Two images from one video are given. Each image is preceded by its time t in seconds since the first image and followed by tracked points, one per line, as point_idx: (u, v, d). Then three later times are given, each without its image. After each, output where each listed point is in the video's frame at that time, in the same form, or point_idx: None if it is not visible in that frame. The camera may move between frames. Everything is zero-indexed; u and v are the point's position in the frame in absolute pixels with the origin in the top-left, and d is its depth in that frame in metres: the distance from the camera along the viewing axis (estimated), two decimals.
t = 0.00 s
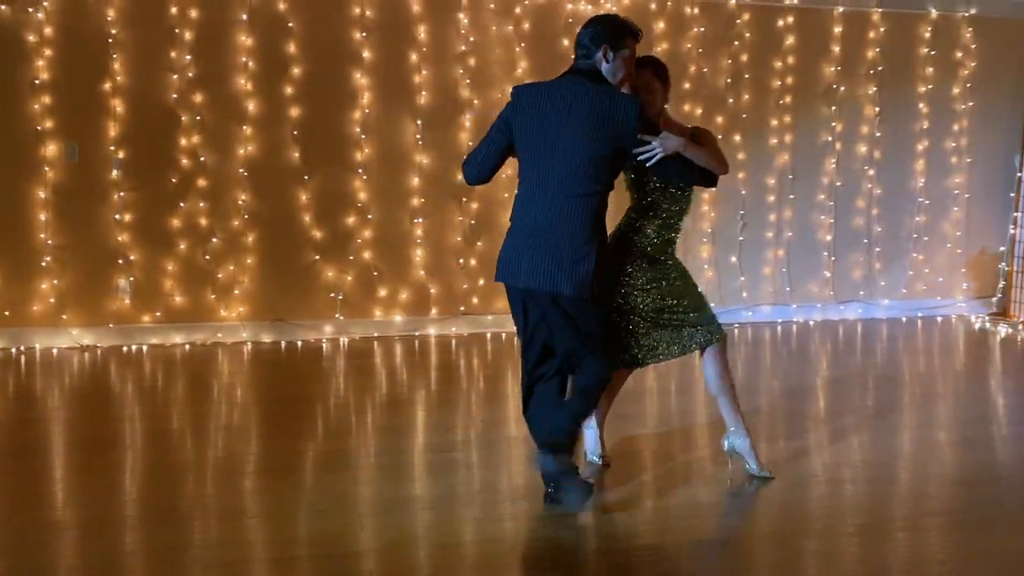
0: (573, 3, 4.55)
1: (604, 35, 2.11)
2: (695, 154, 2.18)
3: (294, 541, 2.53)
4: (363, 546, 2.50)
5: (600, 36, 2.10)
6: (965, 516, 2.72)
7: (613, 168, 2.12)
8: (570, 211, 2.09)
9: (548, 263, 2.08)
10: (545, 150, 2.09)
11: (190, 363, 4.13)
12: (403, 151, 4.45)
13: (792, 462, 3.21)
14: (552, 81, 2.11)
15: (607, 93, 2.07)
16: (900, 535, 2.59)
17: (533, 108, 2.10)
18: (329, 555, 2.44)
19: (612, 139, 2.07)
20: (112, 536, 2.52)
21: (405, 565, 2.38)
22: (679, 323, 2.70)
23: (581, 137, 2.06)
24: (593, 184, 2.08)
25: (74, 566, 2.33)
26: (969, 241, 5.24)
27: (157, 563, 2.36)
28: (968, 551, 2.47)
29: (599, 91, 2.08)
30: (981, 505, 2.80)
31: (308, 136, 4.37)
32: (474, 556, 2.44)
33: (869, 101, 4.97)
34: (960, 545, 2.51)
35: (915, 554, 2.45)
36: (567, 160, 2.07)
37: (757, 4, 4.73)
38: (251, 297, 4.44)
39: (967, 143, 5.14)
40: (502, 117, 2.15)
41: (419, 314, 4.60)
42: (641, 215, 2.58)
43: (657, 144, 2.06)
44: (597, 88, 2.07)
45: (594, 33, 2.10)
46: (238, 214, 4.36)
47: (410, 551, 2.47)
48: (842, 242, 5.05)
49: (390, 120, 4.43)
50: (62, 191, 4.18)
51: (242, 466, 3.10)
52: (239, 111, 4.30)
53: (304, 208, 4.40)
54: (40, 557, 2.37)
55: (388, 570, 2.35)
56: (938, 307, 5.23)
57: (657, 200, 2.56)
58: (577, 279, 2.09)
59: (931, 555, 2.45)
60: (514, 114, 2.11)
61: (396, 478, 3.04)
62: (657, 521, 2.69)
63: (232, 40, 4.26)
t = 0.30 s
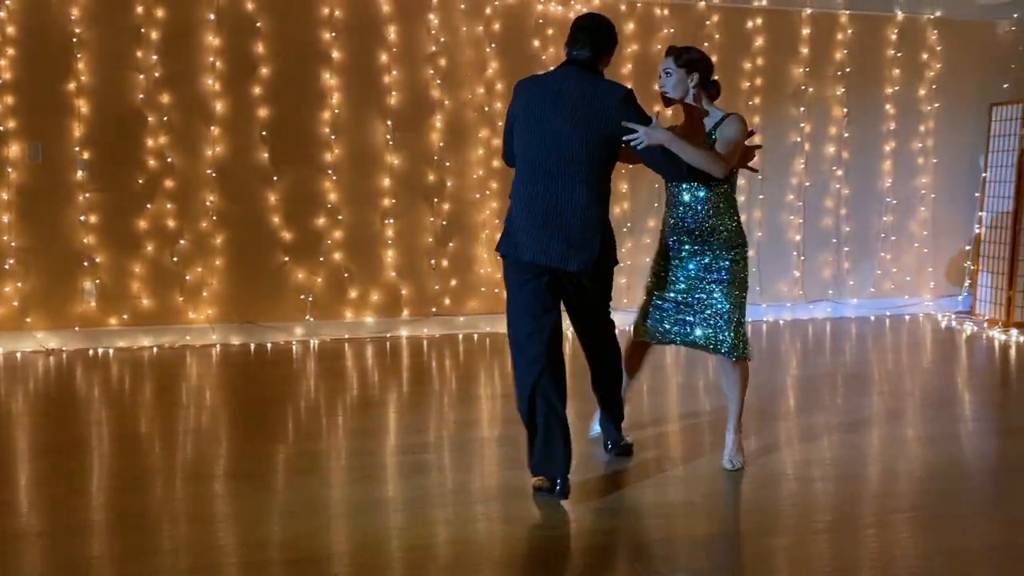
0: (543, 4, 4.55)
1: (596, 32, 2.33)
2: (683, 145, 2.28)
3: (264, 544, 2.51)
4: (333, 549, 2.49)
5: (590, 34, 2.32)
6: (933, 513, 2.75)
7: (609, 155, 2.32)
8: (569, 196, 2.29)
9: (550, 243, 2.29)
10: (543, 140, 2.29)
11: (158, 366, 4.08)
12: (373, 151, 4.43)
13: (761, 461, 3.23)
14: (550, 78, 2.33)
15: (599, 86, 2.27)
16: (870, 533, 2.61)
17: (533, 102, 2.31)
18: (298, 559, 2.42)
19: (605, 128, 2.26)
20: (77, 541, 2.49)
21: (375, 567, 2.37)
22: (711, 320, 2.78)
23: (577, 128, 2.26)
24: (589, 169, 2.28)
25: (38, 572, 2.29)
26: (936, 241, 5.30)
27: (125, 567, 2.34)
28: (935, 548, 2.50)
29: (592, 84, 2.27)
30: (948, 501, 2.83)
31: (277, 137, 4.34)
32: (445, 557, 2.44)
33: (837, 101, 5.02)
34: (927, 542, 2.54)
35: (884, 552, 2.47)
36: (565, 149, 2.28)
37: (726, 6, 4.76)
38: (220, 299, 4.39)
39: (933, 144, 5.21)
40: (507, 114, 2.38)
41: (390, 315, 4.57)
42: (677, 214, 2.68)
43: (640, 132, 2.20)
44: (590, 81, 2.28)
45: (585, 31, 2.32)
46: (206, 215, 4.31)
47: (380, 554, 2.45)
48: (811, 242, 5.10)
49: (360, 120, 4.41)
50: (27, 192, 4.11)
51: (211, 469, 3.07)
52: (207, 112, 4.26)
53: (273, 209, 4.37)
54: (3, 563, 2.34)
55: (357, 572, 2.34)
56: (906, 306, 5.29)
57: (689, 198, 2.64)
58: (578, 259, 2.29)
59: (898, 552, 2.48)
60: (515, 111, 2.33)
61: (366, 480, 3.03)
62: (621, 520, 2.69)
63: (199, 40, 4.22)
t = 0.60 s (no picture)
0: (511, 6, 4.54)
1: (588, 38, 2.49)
2: (650, 147, 2.37)
3: (232, 552, 2.48)
4: (300, 556, 2.46)
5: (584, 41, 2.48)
6: (898, 511, 2.78)
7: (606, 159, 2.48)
8: (569, 199, 2.48)
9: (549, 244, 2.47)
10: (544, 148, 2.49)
11: (122, 372, 4.03)
12: (340, 154, 4.40)
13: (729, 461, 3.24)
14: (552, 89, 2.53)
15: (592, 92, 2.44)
16: (837, 532, 2.63)
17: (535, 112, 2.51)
18: (265, 567, 2.39)
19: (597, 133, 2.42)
20: (37, 552, 2.44)
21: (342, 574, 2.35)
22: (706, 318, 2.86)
23: (575, 135, 2.44)
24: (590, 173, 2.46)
25: None
26: (900, 242, 5.37)
27: None
28: (901, 547, 2.52)
29: (584, 91, 2.45)
30: (913, 500, 2.87)
31: (242, 140, 4.29)
32: (414, 562, 2.43)
33: (803, 104, 5.07)
34: (893, 540, 2.57)
35: (851, 551, 2.49)
36: (565, 156, 2.46)
37: (692, 9, 4.79)
38: (185, 304, 4.34)
39: (897, 146, 5.28)
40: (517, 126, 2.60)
41: (358, 319, 4.54)
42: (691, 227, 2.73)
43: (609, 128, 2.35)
44: (584, 89, 2.45)
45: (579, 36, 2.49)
46: (170, 219, 4.26)
47: (348, 561, 2.44)
48: (778, 243, 5.15)
49: (326, 123, 4.38)
50: None
51: (175, 476, 3.03)
52: (170, 115, 4.21)
53: (239, 213, 4.32)
54: None
55: None
56: (872, 306, 5.36)
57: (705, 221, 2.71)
58: (576, 258, 2.45)
59: (863, 550, 2.50)
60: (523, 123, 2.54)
61: (332, 486, 3.00)
62: (588, 522, 2.70)
63: (162, 42, 4.17)
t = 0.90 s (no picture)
0: (478, 4, 4.51)
1: (575, 49, 2.59)
2: (630, 159, 2.43)
3: (200, 558, 2.44)
4: (268, 561, 2.43)
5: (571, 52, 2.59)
6: (864, 508, 2.79)
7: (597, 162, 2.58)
8: (566, 205, 2.60)
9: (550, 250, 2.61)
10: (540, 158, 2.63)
11: (85, 376, 3.96)
12: (305, 154, 4.36)
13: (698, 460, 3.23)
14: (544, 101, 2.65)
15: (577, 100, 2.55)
16: (804, 528, 2.63)
17: (530, 125, 2.65)
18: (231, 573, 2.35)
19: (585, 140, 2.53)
20: None
21: None
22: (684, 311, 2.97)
23: (565, 145, 2.57)
24: (581, 178, 2.57)
25: None
26: (867, 240, 5.42)
27: None
28: (866, 543, 2.53)
29: (570, 101, 2.56)
30: (879, 496, 2.88)
31: (206, 140, 4.24)
32: (382, 564, 2.42)
33: (770, 103, 5.09)
34: (858, 536, 2.57)
35: (816, 548, 2.49)
36: (559, 165, 2.59)
37: (660, 8, 4.79)
38: (149, 307, 4.28)
39: (863, 145, 5.33)
40: (519, 140, 2.75)
41: (325, 320, 4.49)
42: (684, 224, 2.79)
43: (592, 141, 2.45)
44: (570, 97, 2.56)
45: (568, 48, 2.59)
46: (132, 221, 4.20)
47: (317, 565, 2.40)
48: (746, 242, 5.17)
49: (291, 122, 4.33)
50: None
51: (139, 481, 2.98)
52: (132, 114, 4.14)
53: (203, 214, 4.27)
54: None
55: None
56: (840, 303, 5.40)
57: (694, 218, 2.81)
58: (573, 263, 2.57)
59: (828, 547, 2.50)
60: (521, 139, 2.70)
61: (297, 489, 2.97)
62: (559, 524, 2.68)
63: (123, 41, 4.10)
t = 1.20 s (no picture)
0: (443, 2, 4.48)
1: (594, 51, 2.64)
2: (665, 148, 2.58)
3: (166, 564, 2.40)
4: (236, 567, 2.39)
5: (589, 53, 2.64)
6: (829, 507, 2.77)
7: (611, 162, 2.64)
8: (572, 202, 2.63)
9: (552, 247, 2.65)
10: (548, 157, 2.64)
11: (43, 381, 3.87)
12: (269, 153, 4.30)
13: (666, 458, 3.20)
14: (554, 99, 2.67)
15: (592, 102, 2.60)
16: (769, 528, 2.62)
17: (537, 123, 2.67)
18: None
19: (601, 140, 2.59)
20: None
21: None
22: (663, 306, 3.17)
23: (579, 144, 2.60)
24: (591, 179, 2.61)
25: None
26: (834, 237, 5.46)
27: None
28: (829, 542, 2.52)
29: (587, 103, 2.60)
30: (843, 493, 2.87)
31: (167, 140, 4.17)
32: (349, 567, 2.38)
33: (737, 102, 5.11)
34: (822, 536, 2.56)
35: (779, 547, 2.48)
36: (571, 164, 2.62)
37: (626, 7, 4.79)
38: (109, 310, 4.20)
39: (830, 143, 5.36)
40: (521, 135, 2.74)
41: (291, 322, 4.44)
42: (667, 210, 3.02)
43: (630, 136, 2.53)
44: (585, 99, 2.61)
45: (589, 47, 2.63)
46: (92, 222, 4.12)
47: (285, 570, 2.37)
48: (714, 240, 5.19)
49: (254, 122, 4.27)
50: None
51: (99, 488, 2.92)
52: (91, 114, 4.06)
53: (164, 215, 4.20)
54: None
55: None
56: (808, 301, 5.43)
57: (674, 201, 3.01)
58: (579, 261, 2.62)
59: (790, 546, 2.49)
60: (527, 135, 2.69)
61: (263, 492, 2.93)
62: (526, 525, 2.65)
63: (80, 39, 4.02)
